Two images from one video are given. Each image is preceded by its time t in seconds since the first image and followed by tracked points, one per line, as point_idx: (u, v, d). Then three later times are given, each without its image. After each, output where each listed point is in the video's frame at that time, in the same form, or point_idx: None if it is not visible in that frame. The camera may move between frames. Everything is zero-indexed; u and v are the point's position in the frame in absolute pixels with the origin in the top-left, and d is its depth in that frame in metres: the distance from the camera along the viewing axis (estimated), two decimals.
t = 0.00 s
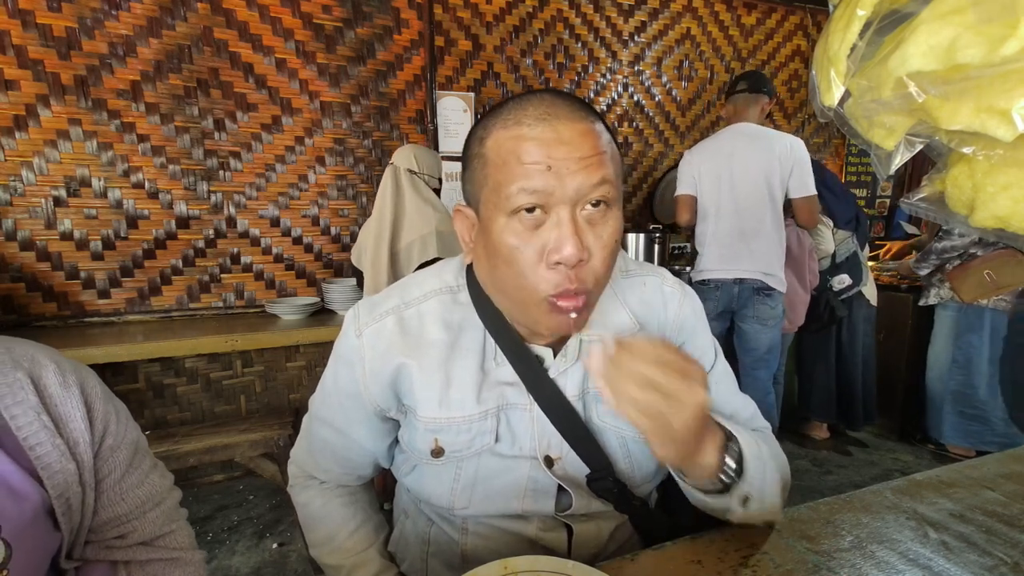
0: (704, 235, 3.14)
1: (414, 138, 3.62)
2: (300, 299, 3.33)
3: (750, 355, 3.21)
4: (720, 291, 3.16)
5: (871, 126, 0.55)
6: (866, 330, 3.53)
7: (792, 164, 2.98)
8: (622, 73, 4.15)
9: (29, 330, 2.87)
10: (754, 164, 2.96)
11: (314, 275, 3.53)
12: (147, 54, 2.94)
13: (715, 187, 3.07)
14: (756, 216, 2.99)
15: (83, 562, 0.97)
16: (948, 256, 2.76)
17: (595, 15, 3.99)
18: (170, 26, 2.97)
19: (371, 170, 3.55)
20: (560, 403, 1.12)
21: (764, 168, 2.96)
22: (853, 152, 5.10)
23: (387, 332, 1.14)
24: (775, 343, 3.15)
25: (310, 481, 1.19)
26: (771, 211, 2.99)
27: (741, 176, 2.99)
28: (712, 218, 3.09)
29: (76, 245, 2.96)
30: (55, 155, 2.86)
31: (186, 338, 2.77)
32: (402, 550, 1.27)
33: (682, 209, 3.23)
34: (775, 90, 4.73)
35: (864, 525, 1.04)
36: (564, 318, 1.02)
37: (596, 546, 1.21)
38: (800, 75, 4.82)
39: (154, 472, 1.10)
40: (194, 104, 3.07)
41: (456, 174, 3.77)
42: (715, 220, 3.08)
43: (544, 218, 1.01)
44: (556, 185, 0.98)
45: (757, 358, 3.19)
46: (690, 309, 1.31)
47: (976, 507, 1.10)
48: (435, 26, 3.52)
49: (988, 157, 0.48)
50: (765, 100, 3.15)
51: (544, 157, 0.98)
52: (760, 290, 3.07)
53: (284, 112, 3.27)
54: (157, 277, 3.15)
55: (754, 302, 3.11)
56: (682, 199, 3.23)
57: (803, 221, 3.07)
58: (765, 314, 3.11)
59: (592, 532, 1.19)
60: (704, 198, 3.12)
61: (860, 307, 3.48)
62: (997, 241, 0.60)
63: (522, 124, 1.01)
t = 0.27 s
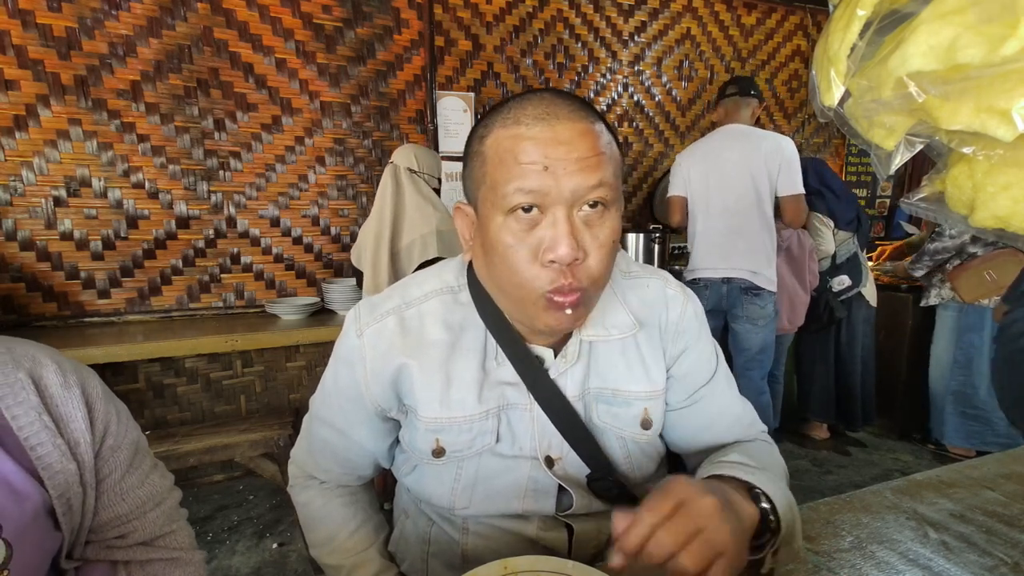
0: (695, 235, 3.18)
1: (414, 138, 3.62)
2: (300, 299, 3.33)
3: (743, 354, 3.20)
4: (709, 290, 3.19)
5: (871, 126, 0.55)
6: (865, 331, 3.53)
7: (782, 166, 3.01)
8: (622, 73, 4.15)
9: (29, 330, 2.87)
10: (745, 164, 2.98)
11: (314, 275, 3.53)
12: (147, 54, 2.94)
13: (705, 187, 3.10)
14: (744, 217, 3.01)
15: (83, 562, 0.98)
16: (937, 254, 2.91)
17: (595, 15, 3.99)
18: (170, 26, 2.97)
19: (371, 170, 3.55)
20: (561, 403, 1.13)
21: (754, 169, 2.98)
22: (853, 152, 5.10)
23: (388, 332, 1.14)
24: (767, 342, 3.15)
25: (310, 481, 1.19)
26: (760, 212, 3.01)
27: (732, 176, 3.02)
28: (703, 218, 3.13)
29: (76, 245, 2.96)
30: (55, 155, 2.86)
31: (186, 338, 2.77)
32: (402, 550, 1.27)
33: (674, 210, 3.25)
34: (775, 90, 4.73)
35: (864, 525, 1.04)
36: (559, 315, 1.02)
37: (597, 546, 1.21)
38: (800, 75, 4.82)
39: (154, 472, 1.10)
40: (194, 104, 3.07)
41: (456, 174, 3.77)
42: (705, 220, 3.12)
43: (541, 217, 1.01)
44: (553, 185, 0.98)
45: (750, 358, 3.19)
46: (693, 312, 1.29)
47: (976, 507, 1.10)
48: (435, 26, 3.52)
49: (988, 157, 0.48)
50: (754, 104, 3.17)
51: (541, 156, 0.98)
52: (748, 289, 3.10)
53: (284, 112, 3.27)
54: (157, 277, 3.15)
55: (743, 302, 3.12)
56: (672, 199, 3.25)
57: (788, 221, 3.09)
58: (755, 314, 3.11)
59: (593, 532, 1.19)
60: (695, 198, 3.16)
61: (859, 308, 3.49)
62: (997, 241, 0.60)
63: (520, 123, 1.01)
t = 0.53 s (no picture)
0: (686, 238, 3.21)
1: (414, 138, 3.62)
2: (300, 299, 3.33)
3: (736, 354, 3.18)
4: (699, 289, 3.21)
5: (871, 126, 0.55)
6: (864, 331, 3.53)
7: (769, 167, 3.05)
8: (622, 73, 4.15)
9: (28, 330, 2.87)
10: (733, 165, 3.02)
11: (314, 275, 3.53)
12: (147, 54, 2.94)
13: (693, 190, 3.14)
14: (733, 218, 3.04)
15: (83, 562, 0.98)
16: (932, 255, 2.95)
17: (595, 15, 3.99)
18: (170, 26, 2.97)
19: (371, 170, 3.55)
20: (561, 403, 1.13)
21: (741, 170, 3.02)
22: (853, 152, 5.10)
23: (388, 331, 1.14)
24: (758, 341, 3.15)
25: (311, 481, 1.19)
26: (748, 212, 3.04)
27: (719, 178, 3.05)
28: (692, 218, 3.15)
29: (76, 245, 2.96)
30: (55, 155, 2.86)
31: (186, 338, 2.77)
32: (402, 550, 1.27)
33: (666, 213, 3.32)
34: (776, 90, 4.74)
35: (864, 525, 1.04)
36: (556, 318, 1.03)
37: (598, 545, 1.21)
38: (800, 75, 4.82)
39: (154, 472, 1.10)
40: (194, 104, 3.07)
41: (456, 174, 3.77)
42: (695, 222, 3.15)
43: (541, 218, 1.01)
44: (553, 185, 0.99)
45: (742, 358, 3.18)
46: (694, 314, 1.29)
47: (976, 507, 1.10)
48: (435, 26, 3.52)
49: (988, 157, 0.48)
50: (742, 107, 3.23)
51: (541, 156, 0.98)
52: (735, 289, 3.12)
53: (284, 112, 3.27)
54: (157, 277, 3.15)
55: (732, 301, 3.13)
56: (665, 202, 3.30)
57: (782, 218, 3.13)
58: (744, 313, 3.12)
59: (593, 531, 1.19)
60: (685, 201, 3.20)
61: (858, 309, 3.49)
62: (997, 241, 0.60)
63: (520, 123, 1.01)
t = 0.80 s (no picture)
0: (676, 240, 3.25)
1: (414, 138, 3.62)
2: (300, 299, 3.33)
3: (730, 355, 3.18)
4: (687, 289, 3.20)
5: (871, 126, 0.54)
6: (862, 332, 3.52)
7: (757, 169, 3.05)
8: (622, 73, 4.15)
9: (28, 330, 2.87)
10: (719, 167, 3.05)
11: (314, 275, 3.53)
12: (147, 54, 2.94)
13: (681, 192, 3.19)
14: (719, 219, 3.06)
15: (82, 562, 0.97)
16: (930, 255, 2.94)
17: (595, 15, 3.99)
18: (170, 26, 2.97)
19: (371, 170, 3.55)
20: (561, 403, 1.13)
21: (728, 171, 3.04)
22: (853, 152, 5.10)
23: (387, 331, 1.14)
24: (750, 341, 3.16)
25: (310, 481, 1.19)
26: (735, 213, 3.04)
27: (706, 179, 3.09)
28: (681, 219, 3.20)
29: (76, 245, 2.96)
30: (55, 155, 2.86)
31: (186, 338, 2.77)
32: (402, 550, 1.27)
33: (657, 216, 3.37)
34: (776, 90, 4.74)
35: (864, 525, 1.04)
36: (554, 320, 1.03)
37: (597, 545, 1.21)
38: (800, 75, 4.82)
39: (154, 473, 1.10)
40: (194, 104, 3.07)
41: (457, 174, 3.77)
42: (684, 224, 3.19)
43: (539, 220, 1.01)
44: (552, 188, 0.98)
45: (737, 357, 3.18)
46: (694, 315, 1.28)
47: (976, 507, 1.10)
48: (435, 26, 3.52)
49: (988, 157, 0.48)
50: (729, 110, 3.31)
51: (541, 159, 0.98)
52: (721, 290, 3.10)
53: (284, 112, 3.27)
54: (157, 277, 3.15)
55: (720, 303, 3.12)
56: (655, 206, 3.36)
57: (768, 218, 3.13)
58: (733, 313, 3.11)
59: (592, 531, 1.19)
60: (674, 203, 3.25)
61: (856, 309, 3.48)
62: (997, 241, 0.60)
63: (520, 123, 1.01)
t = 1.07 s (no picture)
0: (665, 241, 3.27)
1: (414, 138, 3.62)
2: (300, 299, 3.33)
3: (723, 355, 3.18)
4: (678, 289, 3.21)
5: (871, 126, 0.54)
6: (860, 332, 3.52)
7: (745, 171, 3.04)
8: (622, 73, 4.15)
9: (29, 330, 2.87)
10: (708, 169, 3.05)
11: (314, 275, 3.53)
12: (147, 54, 2.94)
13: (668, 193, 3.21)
14: (705, 222, 3.07)
15: (83, 562, 0.97)
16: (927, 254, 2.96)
17: (595, 15, 3.99)
18: (170, 26, 2.97)
19: (371, 170, 3.55)
20: (562, 404, 1.13)
21: (717, 174, 3.04)
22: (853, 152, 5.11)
23: (389, 331, 1.14)
24: (743, 339, 3.16)
25: (311, 480, 1.19)
26: (721, 215, 3.05)
27: (693, 182, 3.10)
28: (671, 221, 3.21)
29: (76, 245, 2.96)
30: (55, 155, 2.86)
31: (186, 338, 2.77)
32: (402, 550, 1.27)
33: (646, 216, 3.41)
34: (775, 90, 4.74)
35: (864, 525, 1.04)
36: (555, 320, 1.03)
37: (598, 545, 1.21)
38: (800, 75, 4.83)
39: (155, 473, 1.10)
40: (194, 104, 3.07)
41: (457, 174, 3.78)
42: (672, 225, 3.21)
43: (542, 223, 1.01)
44: (554, 191, 0.98)
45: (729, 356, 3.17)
46: (695, 317, 1.28)
47: (976, 507, 1.10)
48: (435, 26, 3.52)
49: (988, 157, 0.48)
50: (721, 112, 3.32)
51: (543, 162, 0.98)
52: (714, 291, 3.11)
53: (284, 112, 3.27)
54: (157, 277, 3.15)
55: (712, 304, 3.12)
56: (646, 207, 3.41)
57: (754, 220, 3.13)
58: (724, 313, 3.12)
59: (592, 531, 1.19)
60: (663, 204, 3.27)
61: (854, 309, 3.48)
62: (996, 242, 0.61)
63: (523, 126, 1.01)
